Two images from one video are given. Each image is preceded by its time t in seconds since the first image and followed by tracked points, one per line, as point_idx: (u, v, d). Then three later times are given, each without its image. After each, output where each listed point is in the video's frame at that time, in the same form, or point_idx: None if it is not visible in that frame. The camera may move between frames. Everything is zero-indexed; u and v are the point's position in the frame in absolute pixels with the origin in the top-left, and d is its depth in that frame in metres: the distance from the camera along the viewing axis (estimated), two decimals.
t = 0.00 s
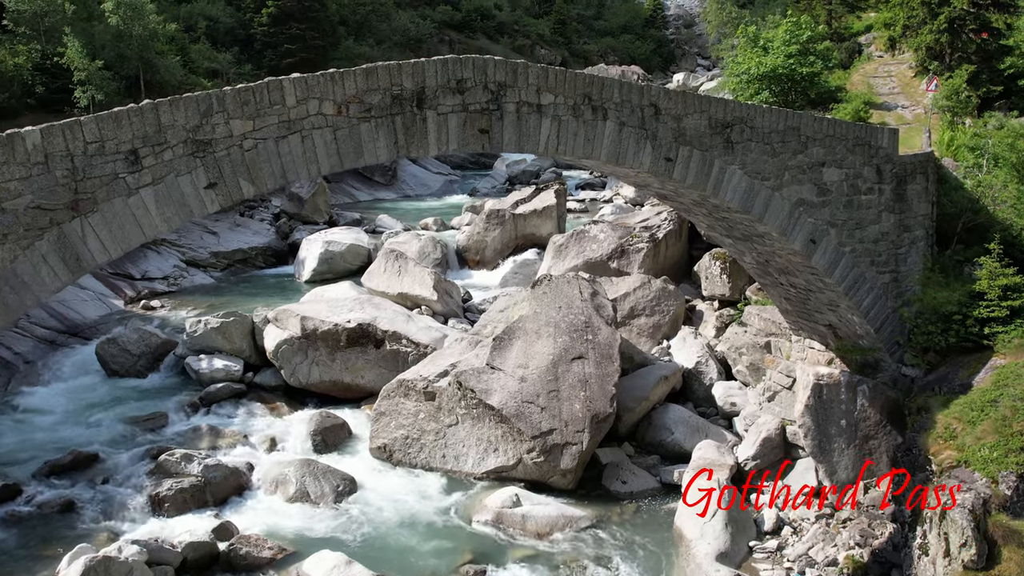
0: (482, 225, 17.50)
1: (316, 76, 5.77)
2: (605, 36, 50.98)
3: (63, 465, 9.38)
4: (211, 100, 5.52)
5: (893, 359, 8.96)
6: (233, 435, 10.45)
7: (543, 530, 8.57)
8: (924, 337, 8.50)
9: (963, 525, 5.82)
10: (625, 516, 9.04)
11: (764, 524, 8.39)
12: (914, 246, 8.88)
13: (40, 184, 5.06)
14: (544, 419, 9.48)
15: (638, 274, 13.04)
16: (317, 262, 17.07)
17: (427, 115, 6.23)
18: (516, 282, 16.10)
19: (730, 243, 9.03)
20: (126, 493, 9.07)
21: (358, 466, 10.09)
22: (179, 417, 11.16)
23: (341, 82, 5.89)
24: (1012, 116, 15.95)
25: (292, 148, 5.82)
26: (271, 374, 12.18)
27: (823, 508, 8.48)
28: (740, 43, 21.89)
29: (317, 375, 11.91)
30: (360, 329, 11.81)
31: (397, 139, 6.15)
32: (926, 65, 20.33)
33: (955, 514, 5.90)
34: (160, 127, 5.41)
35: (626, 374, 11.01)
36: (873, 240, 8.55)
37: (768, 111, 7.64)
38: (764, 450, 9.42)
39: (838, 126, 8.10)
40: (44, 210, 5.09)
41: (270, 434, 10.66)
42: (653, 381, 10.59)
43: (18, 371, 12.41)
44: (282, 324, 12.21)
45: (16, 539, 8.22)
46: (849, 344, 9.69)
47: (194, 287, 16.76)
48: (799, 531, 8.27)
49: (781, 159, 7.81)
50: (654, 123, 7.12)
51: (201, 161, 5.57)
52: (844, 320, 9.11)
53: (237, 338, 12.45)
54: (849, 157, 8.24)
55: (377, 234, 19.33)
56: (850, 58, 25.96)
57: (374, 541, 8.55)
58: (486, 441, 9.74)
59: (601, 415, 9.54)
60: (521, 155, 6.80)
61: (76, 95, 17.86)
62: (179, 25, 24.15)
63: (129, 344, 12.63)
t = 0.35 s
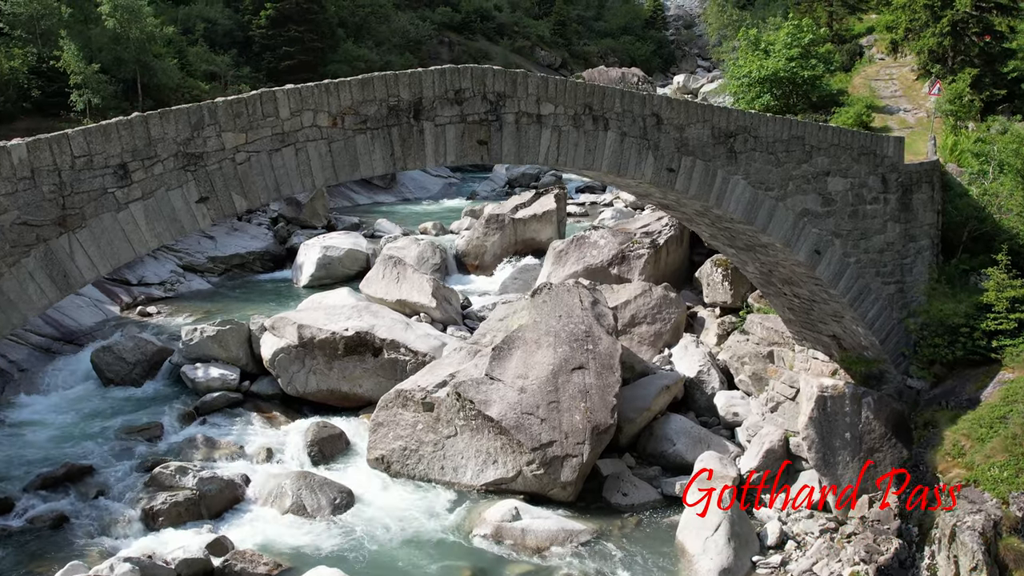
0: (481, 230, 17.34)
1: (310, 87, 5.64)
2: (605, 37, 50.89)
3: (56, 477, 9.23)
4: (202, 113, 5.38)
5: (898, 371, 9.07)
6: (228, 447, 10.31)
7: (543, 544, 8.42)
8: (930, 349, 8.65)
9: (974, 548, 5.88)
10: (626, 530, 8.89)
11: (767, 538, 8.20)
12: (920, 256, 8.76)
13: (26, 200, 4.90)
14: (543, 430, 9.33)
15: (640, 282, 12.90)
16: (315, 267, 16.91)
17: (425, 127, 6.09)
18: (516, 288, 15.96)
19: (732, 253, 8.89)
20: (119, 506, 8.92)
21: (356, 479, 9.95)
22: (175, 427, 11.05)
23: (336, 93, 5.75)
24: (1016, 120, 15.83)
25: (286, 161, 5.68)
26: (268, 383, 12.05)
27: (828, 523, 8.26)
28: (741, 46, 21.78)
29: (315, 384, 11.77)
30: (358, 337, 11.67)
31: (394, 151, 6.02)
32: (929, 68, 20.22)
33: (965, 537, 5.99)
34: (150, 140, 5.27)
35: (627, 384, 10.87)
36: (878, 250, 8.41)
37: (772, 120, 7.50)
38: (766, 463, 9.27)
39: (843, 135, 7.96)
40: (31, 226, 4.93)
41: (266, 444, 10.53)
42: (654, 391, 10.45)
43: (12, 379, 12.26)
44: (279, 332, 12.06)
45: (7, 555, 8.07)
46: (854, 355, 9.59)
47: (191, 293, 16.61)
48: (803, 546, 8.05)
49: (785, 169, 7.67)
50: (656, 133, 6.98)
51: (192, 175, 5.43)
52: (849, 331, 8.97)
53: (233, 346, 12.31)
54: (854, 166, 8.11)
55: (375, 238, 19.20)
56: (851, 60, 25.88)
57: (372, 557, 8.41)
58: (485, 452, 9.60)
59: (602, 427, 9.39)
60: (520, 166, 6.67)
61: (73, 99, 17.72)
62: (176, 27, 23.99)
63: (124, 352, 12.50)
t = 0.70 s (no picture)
0: (481, 234, 17.14)
1: (303, 99, 5.51)
2: (605, 38, 50.80)
3: (49, 490, 9.10)
4: (193, 125, 5.24)
5: (904, 383, 9.00)
6: (224, 458, 10.17)
7: (543, 559, 8.27)
8: (936, 362, 8.61)
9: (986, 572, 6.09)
10: (627, 544, 8.75)
11: (770, 553, 7.91)
12: (926, 266, 8.63)
13: (12, 216, 4.73)
14: (543, 442, 9.18)
15: (640, 289, 12.76)
16: (313, 272, 16.75)
17: (422, 138, 5.95)
18: (516, 294, 15.82)
19: (735, 263, 8.74)
20: (113, 520, 8.79)
21: (353, 490, 9.80)
22: (171, 437, 10.91)
23: (330, 105, 5.62)
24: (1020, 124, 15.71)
25: (279, 174, 5.54)
26: (265, 392, 11.91)
27: (832, 536, 8.00)
28: (742, 48, 21.65)
29: (312, 393, 11.64)
30: (356, 346, 11.53)
31: (390, 163, 5.88)
32: (931, 72, 20.11)
33: (975, 561, 6.21)
34: (139, 154, 5.12)
35: (628, 394, 10.73)
36: (884, 260, 8.28)
37: (776, 129, 7.37)
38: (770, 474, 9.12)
39: (847, 144, 7.83)
40: (16, 242, 4.76)
41: (262, 455, 10.39)
42: (655, 402, 10.30)
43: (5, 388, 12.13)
44: (275, 340, 11.92)
45: None
46: (858, 366, 9.51)
47: (188, 299, 16.47)
48: (807, 561, 7.76)
49: (789, 178, 7.53)
50: (658, 143, 6.84)
51: (183, 190, 5.29)
52: (853, 343, 8.84)
53: (229, 354, 12.17)
54: (859, 176, 7.97)
55: (374, 243, 19.06)
56: (852, 62, 25.78)
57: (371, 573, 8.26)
58: (483, 464, 9.46)
59: (602, 439, 9.25)
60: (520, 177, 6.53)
61: (69, 103, 17.56)
62: (174, 30, 23.84)
63: (120, 360, 12.37)
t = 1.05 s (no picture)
0: (480, 239, 17.01)
1: (297, 111, 5.37)
2: (605, 39, 50.71)
3: (41, 504, 8.97)
4: (183, 139, 5.11)
5: (909, 396, 8.84)
6: (219, 470, 10.03)
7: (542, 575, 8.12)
8: (943, 375, 8.46)
9: None
10: (628, 558, 8.61)
11: (773, 568, 7.65)
12: (932, 276, 8.50)
13: None
14: (543, 454, 9.03)
15: (641, 297, 12.62)
16: (311, 277, 16.60)
17: (418, 150, 5.81)
18: (516, 299, 15.69)
19: (738, 273, 8.59)
20: (106, 534, 8.64)
21: (350, 502, 9.67)
22: (167, 447, 10.75)
23: (325, 117, 5.48)
24: None
25: (272, 188, 5.40)
26: (262, 400, 11.77)
27: (836, 550, 7.78)
28: (744, 51, 21.53)
29: (309, 402, 11.50)
30: (353, 354, 11.40)
31: (387, 177, 5.74)
32: (934, 74, 20.01)
33: None
34: (128, 169, 4.98)
35: (629, 404, 10.60)
36: (889, 271, 8.14)
37: (780, 138, 7.23)
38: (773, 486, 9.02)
39: (852, 153, 7.69)
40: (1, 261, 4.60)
41: (258, 466, 10.25)
42: (656, 412, 10.16)
43: None
44: (272, 348, 11.78)
45: None
46: (863, 378, 9.39)
47: (185, 304, 16.33)
48: None
49: (794, 189, 7.39)
50: (660, 154, 6.70)
51: (173, 205, 5.15)
52: (858, 354, 8.70)
53: (226, 363, 12.03)
54: (865, 185, 7.84)
55: (373, 247, 18.92)
56: (854, 64, 25.68)
57: None
58: (482, 476, 9.32)
59: (603, 451, 9.12)
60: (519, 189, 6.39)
61: (65, 106, 17.41)
62: (172, 32, 23.68)
63: (115, 368, 12.24)
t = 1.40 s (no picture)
0: (480, 244, 16.87)
1: (290, 124, 5.23)
2: (604, 40, 50.59)
3: (34, 519, 8.84)
4: (173, 154, 4.96)
5: (915, 409, 8.70)
6: (215, 482, 9.88)
7: None
8: (951, 389, 8.32)
9: None
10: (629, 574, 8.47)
11: None
12: (938, 288, 8.37)
13: None
14: (543, 467, 8.88)
15: (643, 304, 12.48)
16: (309, 282, 16.44)
17: (415, 164, 5.67)
18: (515, 306, 15.56)
19: (741, 283, 8.43)
20: (99, 550, 8.50)
21: (348, 515, 9.53)
22: (162, 458, 10.61)
23: (319, 130, 5.34)
24: None
25: (265, 204, 5.26)
26: (259, 410, 11.63)
27: (842, 567, 7.62)
28: (745, 53, 21.40)
29: (306, 412, 11.35)
30: (351, 363, 11.27)
31: (383, 191, 5.60)
32: (936, 77, 19.88)
33: None
34: (117, 185, 4.83)
35: (630, 415, 10.46)
36: (895, 283, 8.00)
37: (785, 149, 7.09)
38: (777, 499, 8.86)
39: (858, 163, 7.55)
40: None
41: (254, 478, 10.12)
42: (658, 423, 10.02)
43: None
44: (269, 357, 11.64)
45: None
46: (868, 391, 9.25)
47: (182, 310, 16.20)
48: None
49: (799, 200, 7.25)
50: (663, 165, 6.56)
51: (163, 222, 5.01)
52: (864, 366, 8.55)
53: (222, 372, 11.89)
54: (871, 196, 7.69)
55: (372, 252, 18.78)
56: (855, 67, 25.56)
57: None
58: (481, 489, 9.17)
59: (604, 464, 8.99)
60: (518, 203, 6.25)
61: (62, 111, 17.25)
62: (169, 35, 23.50)
63: (110, 377, 12.10)
